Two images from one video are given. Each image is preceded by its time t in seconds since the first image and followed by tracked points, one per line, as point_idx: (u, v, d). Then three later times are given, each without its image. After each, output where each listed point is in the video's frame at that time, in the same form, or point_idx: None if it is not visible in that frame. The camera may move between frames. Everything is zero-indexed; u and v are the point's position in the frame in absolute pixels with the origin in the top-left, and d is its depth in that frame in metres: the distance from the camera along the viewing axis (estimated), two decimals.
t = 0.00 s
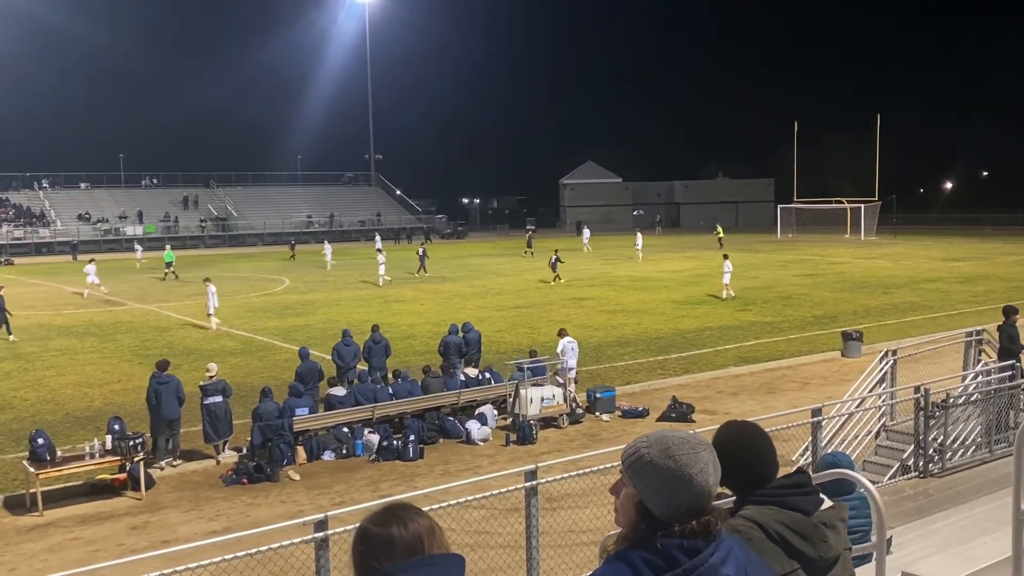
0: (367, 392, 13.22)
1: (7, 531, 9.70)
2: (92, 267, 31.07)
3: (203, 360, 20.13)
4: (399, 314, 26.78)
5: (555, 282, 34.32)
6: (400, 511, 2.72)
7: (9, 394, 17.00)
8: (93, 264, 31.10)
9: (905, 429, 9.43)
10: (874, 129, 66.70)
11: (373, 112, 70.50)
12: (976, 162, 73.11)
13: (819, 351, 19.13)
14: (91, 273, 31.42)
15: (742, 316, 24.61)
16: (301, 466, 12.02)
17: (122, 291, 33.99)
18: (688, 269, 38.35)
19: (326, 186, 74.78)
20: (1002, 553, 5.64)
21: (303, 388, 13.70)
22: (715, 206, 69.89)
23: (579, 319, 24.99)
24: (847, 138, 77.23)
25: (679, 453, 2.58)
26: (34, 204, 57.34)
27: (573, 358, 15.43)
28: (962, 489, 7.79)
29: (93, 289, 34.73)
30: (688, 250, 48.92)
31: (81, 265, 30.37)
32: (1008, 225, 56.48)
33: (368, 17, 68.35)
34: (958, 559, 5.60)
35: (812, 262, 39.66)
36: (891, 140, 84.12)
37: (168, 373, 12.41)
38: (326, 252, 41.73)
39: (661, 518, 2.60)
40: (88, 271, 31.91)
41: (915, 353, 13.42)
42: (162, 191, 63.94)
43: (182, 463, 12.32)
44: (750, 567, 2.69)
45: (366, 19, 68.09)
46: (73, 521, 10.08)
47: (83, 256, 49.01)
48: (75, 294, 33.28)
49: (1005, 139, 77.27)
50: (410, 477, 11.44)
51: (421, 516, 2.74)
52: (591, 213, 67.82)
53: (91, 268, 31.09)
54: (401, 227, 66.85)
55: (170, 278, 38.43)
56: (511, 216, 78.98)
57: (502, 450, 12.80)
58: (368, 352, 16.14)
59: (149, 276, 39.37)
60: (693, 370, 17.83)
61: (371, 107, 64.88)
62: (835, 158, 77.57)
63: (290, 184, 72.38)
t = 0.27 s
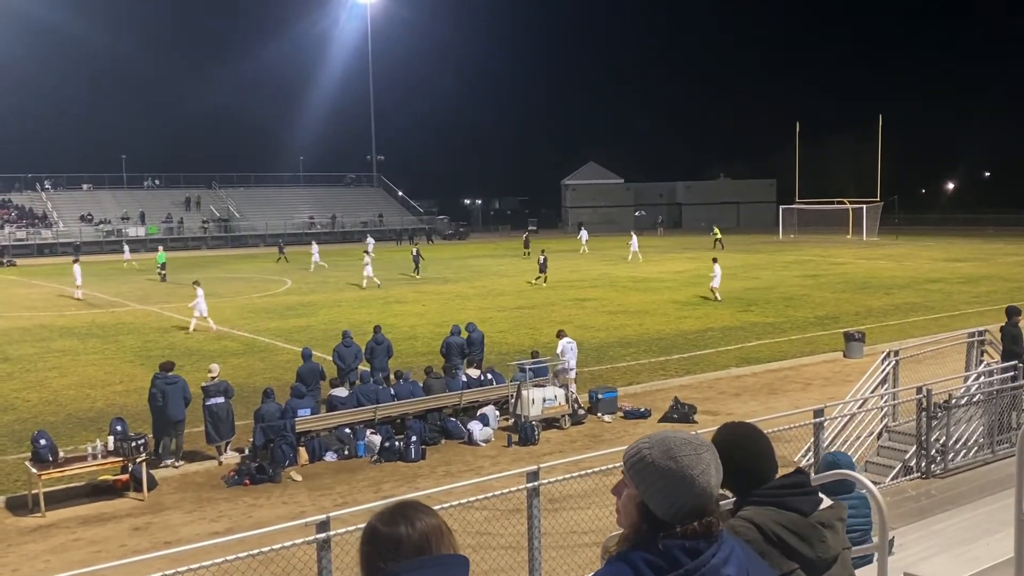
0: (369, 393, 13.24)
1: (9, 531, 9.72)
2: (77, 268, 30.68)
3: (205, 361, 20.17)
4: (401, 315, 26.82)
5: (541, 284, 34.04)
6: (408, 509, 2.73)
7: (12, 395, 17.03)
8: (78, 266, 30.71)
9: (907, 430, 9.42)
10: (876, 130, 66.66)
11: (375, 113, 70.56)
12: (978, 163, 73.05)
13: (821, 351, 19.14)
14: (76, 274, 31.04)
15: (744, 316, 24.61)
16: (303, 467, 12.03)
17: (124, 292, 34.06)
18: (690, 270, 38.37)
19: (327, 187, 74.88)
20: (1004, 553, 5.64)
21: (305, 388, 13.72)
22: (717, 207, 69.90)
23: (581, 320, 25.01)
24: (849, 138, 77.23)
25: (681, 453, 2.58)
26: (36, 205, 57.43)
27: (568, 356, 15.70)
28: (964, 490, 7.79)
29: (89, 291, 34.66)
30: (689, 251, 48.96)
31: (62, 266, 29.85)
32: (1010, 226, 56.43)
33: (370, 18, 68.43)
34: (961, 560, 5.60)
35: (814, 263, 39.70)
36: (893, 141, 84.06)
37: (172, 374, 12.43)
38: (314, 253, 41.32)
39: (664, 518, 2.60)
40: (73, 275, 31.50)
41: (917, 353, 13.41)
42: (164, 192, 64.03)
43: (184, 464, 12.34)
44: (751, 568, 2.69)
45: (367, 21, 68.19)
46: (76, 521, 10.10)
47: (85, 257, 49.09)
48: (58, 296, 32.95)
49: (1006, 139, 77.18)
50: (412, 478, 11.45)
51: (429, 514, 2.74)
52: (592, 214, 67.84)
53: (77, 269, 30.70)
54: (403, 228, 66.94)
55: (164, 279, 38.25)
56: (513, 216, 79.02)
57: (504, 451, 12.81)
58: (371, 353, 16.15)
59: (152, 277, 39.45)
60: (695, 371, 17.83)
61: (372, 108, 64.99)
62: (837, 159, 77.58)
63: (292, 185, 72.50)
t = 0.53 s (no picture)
0: (371, 394, 13.24)
1: (12, 533, 9.72)
2: (63, 273, 30.30)
3: (207, 363, 20.19)
4: (403, 316, 26.81)
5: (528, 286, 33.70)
6: (412, 509, 2.74)
7: (15, 397, 17.05)
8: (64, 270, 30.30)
9: (910, 431, 9.41)
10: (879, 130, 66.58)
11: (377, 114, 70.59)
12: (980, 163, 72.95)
13: (824, 353, 19.12)
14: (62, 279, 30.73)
15: (746, 317, 24.59)
16: (305, 468, 12.03)
17: (127, 294, 34.09)
18: (692, 271, 38.36)
19: (330, 189, 74.94)
20: (1007, 555, 5.63)
21: (307, 390, 13.72)
22: (719, 208, 69.86)
23: (583, 321, 25.01)
24: (851, 139, 77.12)
25: (684, 454, 2.58)
26: (39, 206, 57.51)
27: (561, 354, 15.95)
28: (968, 491, 7.77)
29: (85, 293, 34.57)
30: (691, 252, 48.90)
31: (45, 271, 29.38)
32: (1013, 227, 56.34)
33: (372, 20, 68.50)
34: (964, 561, 5.59)
35: (817, 263, 39.63)
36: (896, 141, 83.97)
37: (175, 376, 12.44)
38: (303, 256, 40.91)
39: (666, 520, 2.60)
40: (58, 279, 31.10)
41: (920, 354, 13.38)
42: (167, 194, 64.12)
43: (187, 466, 12.34)
44: (753, 568, 2.70)
45: (370, 22, 68.25)
46: (78, 523, 10.10)
47: (88, 258, 49.13)
48: (41, 300, 32.64)
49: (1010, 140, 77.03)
50: (414, 479, 11.44)
51: (435, 515, 2.75)
52: (595, 215, 67.78)
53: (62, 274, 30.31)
54: (405, 229, 66.94)
55: (159, 281, 38.09)
56: (515, 218, 79.04)
57: (506, 452, 12.81)
58: (373, 354, 16.15)
59: (154, 279, 39.50)
60: (697, 372, 17.82)
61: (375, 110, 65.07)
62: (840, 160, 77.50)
63: (294, 187, 72.56)
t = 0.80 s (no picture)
0: (374, 395, 13.26)
1: (16, 535, 9.73)
2: (47, 273, 30.07)
3: (210, 364, 20.22)
4: (406, 317, 26.81)
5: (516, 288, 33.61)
6: (415, 510, 2.74)
7: (18, 399, 17.08)
8: (50, 269, 30.07)
9: (913, 432, 9.38)
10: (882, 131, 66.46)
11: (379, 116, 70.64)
12: (983, 164, 72.78)
13: (827, 354, 19.08)
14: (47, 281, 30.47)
15: (749, 318, 24.56)
16: (308, 470, 12.03)
17: (130, 296, 34.12)
18: (694, 272, 38.33)
19: (332, 190, 74.99)
20: (1009, 556, 5.62)
21: (310, 391, 13.73)
22: (722, 209, 69.79)
23: (586, 322, 25.00)
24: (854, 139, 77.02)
25: (685, 455, 2.57)
26: (43, 209, 57.59)
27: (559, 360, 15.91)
28: (970, 493, 7.75)
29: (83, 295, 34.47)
30: (694, 253, 48.85)
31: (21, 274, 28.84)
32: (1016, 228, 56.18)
33: (375, 22, 68.59)
34: (966, 562, 5.58)
35: (820, 264, 39.57)
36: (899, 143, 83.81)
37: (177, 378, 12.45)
38: (293, 258, 40.53)
39: (668, 521, 2.60)
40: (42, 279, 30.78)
41: (923, 356, 13.35)
42: (170, 196, 64.21)
43: (190, 467, 12.35)
44: (755, 568, 2.70)
45: (372, 24, 68.33)
46: (82, 524, 10.11)
47: (91, 260, 49.20)
48: (26, 302, 32.38)
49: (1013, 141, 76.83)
50: (417, 481, 11.45)
51: (440, 515, 2.75)
52: (598, 217, 67.73)
53: (48, 273, 30.08)
54: (408, 231, 66.97)
55: (152, 283, 37.84)
56: (518, 219, 79.07)
57: (509, 453, 12.80)
58: (376, 355, 16.15)
59: (156, 281, 39.51)
60: (700, 373, 17.80)
61: (377, 111, 65.13)
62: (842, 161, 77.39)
63: (297, 188, 72.60)
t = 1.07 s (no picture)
0: (378, 397, 13.27)
1: (21, 536, 9.76)
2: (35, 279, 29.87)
3: (214, 366, 20.26)
4: (409, 319, 26.84)
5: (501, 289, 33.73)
6: (424, 510, 2.74)
7: (22, 400, 17.13)
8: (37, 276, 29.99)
9: (917, 433, 9.36)
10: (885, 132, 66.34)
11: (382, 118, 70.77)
12: (987, 164, 72.60)
13: (831, 355, 19.06)
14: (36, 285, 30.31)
15: (753, 319, 24.53)
16: (312, 471, 12.05)
17: (134, 297, 34.20)
18: (698, 273, 38.30)
19: (336, 192, 75.10)
20: (1014, 557, 5.61)
21: (314, 393, 13.75)
22: (725, 210, 69.73)
23: (589, 323, 24.99)
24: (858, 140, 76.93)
25: (687, 457, 2.57)
26: (47, 211, 57.74)
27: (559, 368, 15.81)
28: (975, 494, 7.73)
29: (84, 297, 34.49)
30: (698, 254, 48.82)
31: None
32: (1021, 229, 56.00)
33: (378, 24, 68.67)
34: (970, 563, 5.57)
35: (823, 265, 39.54)
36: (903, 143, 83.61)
37: (178, 380, 12.46)
38: (284, 260, 40.25)
39: (674, 522, 2.60)
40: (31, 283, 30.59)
41: (927, 357, 13.32)
42: (174, 198, 64.35)
43: (194, 469, 12.37)
44: (758, 569, 2.70)
45: (376, 26, 68.42)
46: (86, 526, 10.13)
47: (95, 262, 49.33)
48: (13, 305, 32.21)
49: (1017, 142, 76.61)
50: (421, 482, 11.46)
51: (449, 516, 2.77)
52: (601, 218, 67.71)
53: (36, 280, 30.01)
54: (411, 232, 66.99)
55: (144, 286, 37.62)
56: (522, 221, 79.14)
57: (513, 454, 12.81)
58: (379, 356, 16.16)
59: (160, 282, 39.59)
60: (703, 374, 17.79)
61: (380, 113, 65.23)
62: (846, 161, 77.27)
63: (301, 190, 72.75)
